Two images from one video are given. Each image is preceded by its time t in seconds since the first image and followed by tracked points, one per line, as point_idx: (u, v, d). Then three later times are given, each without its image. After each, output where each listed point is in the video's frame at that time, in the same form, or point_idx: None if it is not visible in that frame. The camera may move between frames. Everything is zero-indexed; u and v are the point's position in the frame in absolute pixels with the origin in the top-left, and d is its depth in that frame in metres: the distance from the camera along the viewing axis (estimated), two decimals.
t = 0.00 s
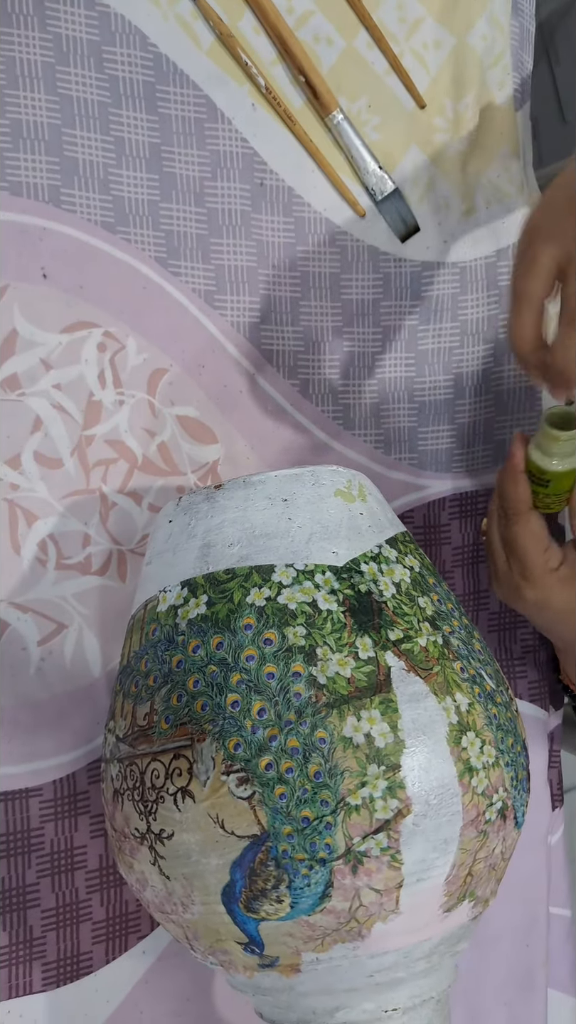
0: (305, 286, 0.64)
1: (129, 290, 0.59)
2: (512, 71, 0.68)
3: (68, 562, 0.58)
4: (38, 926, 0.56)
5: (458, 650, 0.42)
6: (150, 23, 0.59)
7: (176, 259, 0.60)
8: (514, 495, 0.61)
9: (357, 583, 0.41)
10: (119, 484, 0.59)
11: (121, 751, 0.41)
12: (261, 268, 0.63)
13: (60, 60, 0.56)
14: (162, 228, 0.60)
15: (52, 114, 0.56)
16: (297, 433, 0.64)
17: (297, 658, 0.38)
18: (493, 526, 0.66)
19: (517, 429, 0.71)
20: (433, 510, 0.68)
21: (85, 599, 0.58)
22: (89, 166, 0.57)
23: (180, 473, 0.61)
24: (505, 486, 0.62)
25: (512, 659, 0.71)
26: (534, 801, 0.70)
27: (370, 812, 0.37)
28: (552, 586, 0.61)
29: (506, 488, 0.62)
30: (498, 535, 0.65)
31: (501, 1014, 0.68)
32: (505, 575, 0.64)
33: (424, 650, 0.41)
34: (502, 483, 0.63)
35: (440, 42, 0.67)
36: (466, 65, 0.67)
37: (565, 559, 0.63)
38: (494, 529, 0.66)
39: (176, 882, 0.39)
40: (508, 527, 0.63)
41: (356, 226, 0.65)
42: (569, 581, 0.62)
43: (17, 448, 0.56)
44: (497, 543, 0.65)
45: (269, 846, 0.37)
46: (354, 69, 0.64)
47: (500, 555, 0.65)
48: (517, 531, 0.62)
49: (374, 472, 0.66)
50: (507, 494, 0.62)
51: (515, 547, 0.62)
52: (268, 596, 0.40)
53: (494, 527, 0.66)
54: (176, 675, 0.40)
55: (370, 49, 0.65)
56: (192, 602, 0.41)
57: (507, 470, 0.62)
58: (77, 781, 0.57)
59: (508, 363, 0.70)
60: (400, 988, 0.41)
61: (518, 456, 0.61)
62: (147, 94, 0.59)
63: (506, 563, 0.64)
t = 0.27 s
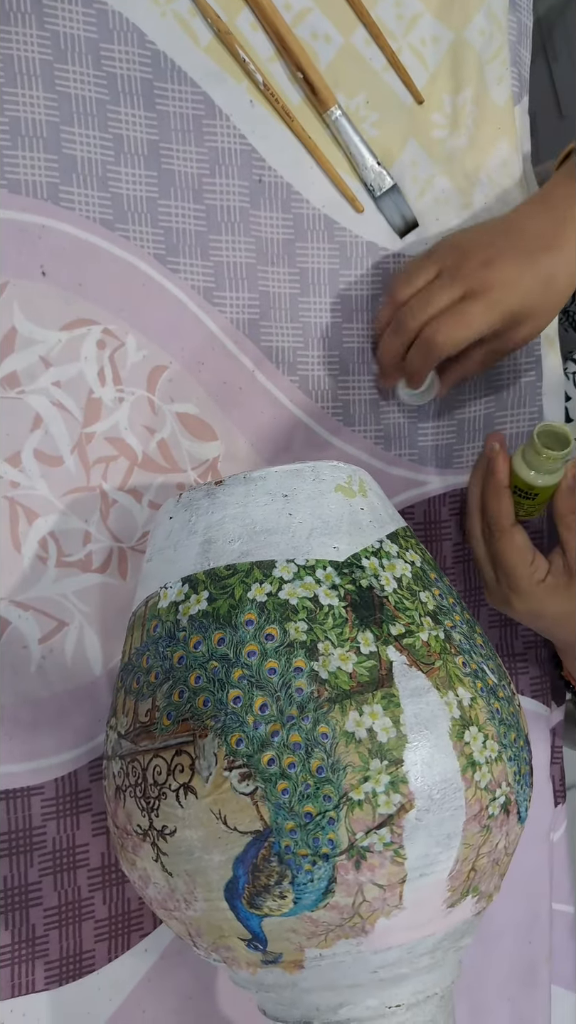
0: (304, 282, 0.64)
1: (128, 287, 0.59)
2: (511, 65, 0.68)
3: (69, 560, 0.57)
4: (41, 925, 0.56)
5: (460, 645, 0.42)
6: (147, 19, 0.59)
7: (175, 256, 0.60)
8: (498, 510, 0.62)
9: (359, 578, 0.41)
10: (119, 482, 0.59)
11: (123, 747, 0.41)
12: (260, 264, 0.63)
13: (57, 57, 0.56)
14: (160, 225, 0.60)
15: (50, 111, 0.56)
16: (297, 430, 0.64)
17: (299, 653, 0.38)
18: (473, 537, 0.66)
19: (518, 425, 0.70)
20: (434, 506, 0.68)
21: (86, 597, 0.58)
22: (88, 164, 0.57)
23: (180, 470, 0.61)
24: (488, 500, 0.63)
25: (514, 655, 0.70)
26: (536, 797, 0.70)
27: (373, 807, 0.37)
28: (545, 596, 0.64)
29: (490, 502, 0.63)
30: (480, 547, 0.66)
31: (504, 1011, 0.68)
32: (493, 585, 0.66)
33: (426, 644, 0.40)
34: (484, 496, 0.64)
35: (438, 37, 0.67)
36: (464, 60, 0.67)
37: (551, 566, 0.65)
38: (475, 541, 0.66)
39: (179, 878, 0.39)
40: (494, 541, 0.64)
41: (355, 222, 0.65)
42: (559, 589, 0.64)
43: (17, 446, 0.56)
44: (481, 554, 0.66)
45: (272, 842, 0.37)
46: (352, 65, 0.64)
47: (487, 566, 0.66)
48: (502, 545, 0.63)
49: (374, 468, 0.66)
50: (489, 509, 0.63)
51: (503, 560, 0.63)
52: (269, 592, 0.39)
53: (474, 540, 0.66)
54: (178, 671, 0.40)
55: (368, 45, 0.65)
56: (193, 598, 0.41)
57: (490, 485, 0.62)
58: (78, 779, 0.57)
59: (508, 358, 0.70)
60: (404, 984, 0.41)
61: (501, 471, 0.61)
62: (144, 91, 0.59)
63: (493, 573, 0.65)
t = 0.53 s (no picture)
0: (303, 280, 0.64)
1: (127, 285, 0.59)
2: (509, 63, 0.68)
3: (68, 559, 0.57)
4: (40, 924, 0.55)
5: (460, 643, 0.42)
6: (146, 17, 0.58)
7: (174, 255, 0.60)
8: (498, 521, 0.60)
9: (358, 575, 0.40)
10: (118, 480, 0.59)
11: (122, 746, 0.41)
12: (259, 263, 0.63)
13: (56, 56, 0.56)
14: (159, 223, 0.59)
15: (49, 109, 0.56)
16: (296, 428, 0.64)
17: (298, 652, 0.38)
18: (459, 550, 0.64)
19: (518, 423, 0.70)
20: (433, 505, 0.68)
21: (85, 596, 0.58)
22: (86, 162, 0.57)
23: (179, 469, 0.61)
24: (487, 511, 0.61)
25: (514, 654, 0.70)
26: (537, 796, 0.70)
27: (373, 806, 0.37)
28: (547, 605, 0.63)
29: (492, 512, 0.61)
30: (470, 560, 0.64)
31: (505, 1010, 0.68)
32: (491, 594, 0.65)
33: (426, 642, 0.40)
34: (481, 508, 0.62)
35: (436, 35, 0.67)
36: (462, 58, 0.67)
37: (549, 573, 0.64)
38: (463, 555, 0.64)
39: (178, 877, 0.39)
40: (494, 550, 0.62)
41: (354, 220, 0.65)
42: (557, 597, 0.63)
43: (16, 444, 0.56)
44: (473, 567, 0.64)
45: (272, 841, 0.37)
46: (351, 63, 0.64)
47: (482, 576, 0.64)
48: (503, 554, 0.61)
49: (374, 467, 0.66)
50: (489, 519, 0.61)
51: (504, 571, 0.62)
52: (268, 589, 0.39)
53: (461, 552, 0.64)
54: (177, 670, 0.39)
55: (366, 43, 0.65)
56: (192, 596, 0.40)
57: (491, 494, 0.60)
58: (78, 778, 0.57)
59: (508, 356, 0.69)
60: (405, 984, 0.41)
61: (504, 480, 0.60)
62: (143, 89, 0.58)
63: (489, 580, 0.64)
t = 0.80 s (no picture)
0: (303, 282, 0.64)
1: (127, 287, 0.59)
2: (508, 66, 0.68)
3: (68, 561, 0.57)
4: (40, 926, 0.55)
5: (460, 645, 0.42)
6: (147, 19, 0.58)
7: (174, 257, 0.60)
8: (506, 514, 0.59)
9: (358, 578, 0.40)
10: (118, 482, 0.59)
11: (122, 748, 0.41)
12: (260, 264, 0.62)
13: (57, 58, 0.56)
14: (160, 225, 0.59)
15: (50, 111, 0.56)
16: (296, 430, 0.64)
17: (298, 654, 0.38)
18: (466, 541, 0.64)
19: (518, 424, 0.70)
20: (434, 506, 0.68)
21: (85, 597, 0.58)
22: (87, 164, 0.57)
23: (179, 470, 0.61)
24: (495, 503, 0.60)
25: (515, 656, 0.70)
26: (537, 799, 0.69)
27: (373, 809, 0.37)
28: (552, 597, 0.62)
29: (500, 502, 0.60)
30: (477, 552, 0.63)
31: (506, 1013, 0.68)
32: (497, 585, 0.64)
33: (427, 644, 0.40)
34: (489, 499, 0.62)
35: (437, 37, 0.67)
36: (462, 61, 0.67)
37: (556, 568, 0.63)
38: (470, 546, 0.64)
39: (178, 880, 0.39)
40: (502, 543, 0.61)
41: (354, 222, 0.65)
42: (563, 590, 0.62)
43: (16, 446, 0.56)
44: (480, 558, 0.64)
45: (272, 843, 0.37)
46: (351, 64, 0.64)
47: (489, 568, 0.64)
48: (512, 547, 0.60)
49: (374, 468, 0.66)
50: (497, 510, 0.60)
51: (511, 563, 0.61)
52: (269, 592, 0.39)
53: (468, 544, 0.64)
54: (177, 672, 0.39)
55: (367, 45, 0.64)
56: (192, 599, 0.40)
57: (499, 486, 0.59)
58: (78, 780, 0.57)
59: (508, 358, 0.69)
60: (405, 987, 0.41)
61: (511, 471, 0.58)
62: (144, 91, 0.58)
63: (496, 572, 0.64)
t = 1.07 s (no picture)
0: (304, 280, 0.64)
1: (127, 286, 0.59)
2: (509, 62, 0.68)
3: (69, 560, 0.57)
4: (43, 926, 0.55)
5: (463, 642, 0.42)
6: (147, 17, 0.58)
7: (175, 255, 0.60)
8: (506, 551, 0.62)
9: (361, 575, 0.40)
10: (119, 481, 0.59)
11: (125, 747, 0.41)
12: (260, 262, 0.62)
13: (57, 57, 0.56)
14: (161, 224, 0.59)
15: (50, 110, 0.56)
16: (298, 428, 0.64)
17: (301, 652, 0.38)
18: (470, 579, 0.65)
19: (520, 422, 0.70)
20: (436, 504, 0.68)
21: (87, 596, 0.57)
22: (87, 163, 0.57)
23: (180, 469, 0.60)
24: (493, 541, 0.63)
25: (518, 654, 0.70)
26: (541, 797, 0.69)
27: (376, 807, 0.37)
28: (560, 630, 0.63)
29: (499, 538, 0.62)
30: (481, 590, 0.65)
31: (510, 1013, 0.68)
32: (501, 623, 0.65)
33: (430, 642, 0.40)
34: (490, 536, 0.63)
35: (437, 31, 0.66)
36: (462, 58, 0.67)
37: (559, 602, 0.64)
38: (474, 585, 0.65)
39: (181, 879, 0.39)
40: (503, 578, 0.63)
41: (355, 219, 0.65)
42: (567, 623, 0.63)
43: (17, 445, 0.56)
44: (484, 597, 0.65)
45: (275, 842, 0.37)
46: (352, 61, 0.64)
47: (494, 605, 0.65)
48: (514, 583, 0.62)
49: (376, 466, 0.66)
50: (497, 549, 0.62)
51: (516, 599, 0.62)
52: (271, 589, 0.39)
53: (471, 583, 0.65)
54: (179, 670, 0.39)
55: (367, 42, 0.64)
56: (194, 597, 0.40)
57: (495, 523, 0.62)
58: (80, 780, 0.57)
59: (510, 355, 0.69)
60: (409, 986, 0.40)
61: (505, 509, 0.61)
62: (144, 89, 0.58)
63: (501, 610, 0.65)
